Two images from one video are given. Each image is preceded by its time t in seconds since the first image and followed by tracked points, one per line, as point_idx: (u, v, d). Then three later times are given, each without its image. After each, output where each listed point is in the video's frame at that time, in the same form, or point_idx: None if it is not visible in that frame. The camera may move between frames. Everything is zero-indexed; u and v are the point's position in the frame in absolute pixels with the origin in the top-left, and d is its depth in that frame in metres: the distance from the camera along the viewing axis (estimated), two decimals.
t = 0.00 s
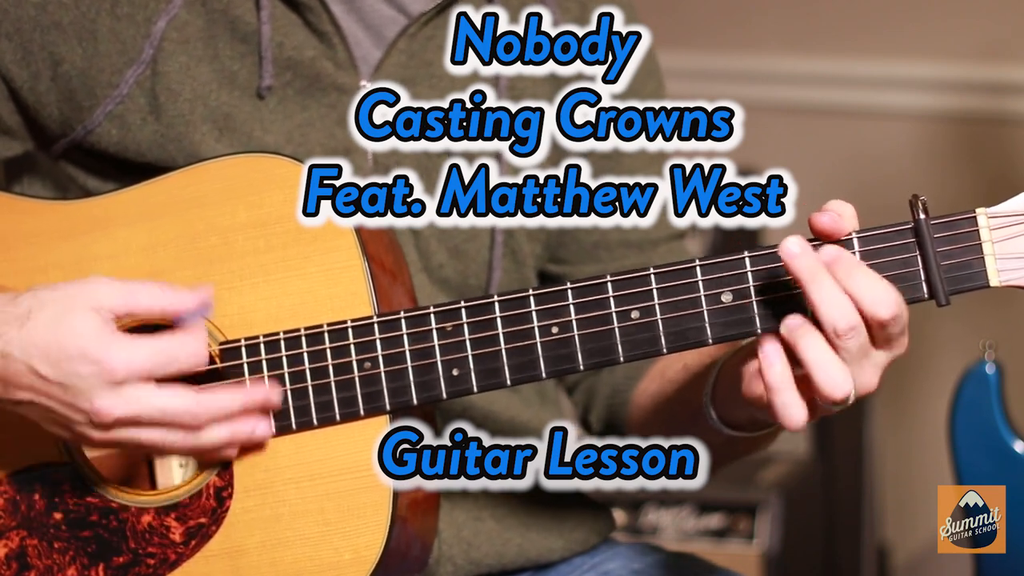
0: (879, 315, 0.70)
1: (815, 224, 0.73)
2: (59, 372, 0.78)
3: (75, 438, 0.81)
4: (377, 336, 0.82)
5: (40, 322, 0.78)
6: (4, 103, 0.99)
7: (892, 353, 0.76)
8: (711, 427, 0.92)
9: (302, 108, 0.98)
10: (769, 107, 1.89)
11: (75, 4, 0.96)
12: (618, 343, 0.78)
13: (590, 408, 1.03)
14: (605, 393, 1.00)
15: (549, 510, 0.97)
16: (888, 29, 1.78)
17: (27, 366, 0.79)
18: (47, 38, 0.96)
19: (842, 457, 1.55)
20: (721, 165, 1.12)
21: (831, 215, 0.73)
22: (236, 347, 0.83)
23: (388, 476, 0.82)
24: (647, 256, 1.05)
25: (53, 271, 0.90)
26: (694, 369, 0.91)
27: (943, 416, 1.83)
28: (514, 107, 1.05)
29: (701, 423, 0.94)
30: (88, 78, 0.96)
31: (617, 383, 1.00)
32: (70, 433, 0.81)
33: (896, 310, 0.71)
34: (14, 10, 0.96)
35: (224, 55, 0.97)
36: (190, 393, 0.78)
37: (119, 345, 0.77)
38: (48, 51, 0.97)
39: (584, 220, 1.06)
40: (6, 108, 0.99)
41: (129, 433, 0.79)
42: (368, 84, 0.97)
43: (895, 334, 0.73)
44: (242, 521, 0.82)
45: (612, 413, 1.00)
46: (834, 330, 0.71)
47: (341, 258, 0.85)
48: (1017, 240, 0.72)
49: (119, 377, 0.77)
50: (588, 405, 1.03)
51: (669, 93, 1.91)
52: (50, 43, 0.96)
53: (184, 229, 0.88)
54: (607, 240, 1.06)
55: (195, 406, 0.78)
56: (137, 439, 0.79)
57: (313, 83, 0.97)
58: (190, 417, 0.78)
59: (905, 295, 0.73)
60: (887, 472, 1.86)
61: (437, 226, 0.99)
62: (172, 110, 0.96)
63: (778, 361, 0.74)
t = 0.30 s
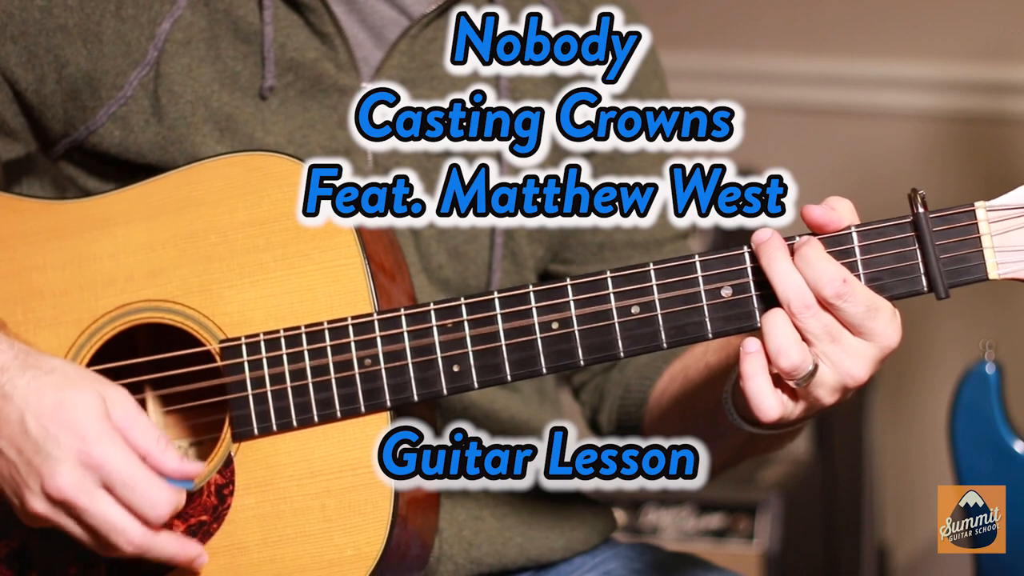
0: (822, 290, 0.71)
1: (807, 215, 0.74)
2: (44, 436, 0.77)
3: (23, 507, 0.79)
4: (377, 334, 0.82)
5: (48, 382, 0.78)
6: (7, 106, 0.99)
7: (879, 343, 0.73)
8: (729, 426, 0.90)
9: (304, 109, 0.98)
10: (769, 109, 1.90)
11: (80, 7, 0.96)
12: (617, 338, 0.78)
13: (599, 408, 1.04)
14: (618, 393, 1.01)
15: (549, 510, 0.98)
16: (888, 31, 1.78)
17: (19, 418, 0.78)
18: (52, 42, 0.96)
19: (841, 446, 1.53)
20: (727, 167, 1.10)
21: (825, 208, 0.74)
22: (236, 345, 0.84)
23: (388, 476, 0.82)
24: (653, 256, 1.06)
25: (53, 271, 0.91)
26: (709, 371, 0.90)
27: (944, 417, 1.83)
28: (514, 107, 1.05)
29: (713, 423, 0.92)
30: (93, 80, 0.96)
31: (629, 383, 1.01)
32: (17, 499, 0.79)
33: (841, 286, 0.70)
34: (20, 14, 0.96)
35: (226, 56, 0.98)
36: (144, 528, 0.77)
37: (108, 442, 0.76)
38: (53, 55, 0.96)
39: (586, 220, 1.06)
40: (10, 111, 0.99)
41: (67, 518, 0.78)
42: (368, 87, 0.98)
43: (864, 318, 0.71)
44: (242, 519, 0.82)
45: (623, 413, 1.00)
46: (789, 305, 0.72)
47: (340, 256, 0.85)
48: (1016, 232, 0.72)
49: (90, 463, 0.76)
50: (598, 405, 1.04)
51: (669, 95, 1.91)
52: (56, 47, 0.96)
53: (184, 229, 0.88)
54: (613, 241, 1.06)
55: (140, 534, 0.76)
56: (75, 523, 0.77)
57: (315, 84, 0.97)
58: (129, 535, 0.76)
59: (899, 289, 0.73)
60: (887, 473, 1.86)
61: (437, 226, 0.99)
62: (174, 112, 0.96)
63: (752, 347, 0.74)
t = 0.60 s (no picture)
0: (820, 291, 0.71)
1: (804, 216, 0.74)
2: (41, 448, 0.77)
3: (12, 518, 0.79)
4: (376, 335, 0.82)
5: (47, 397, 0.78)
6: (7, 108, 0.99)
7: (876, 344, 0.73)
8: (727, 427, 0.90)
9: (303, 111, 0.98)
10: (769, 109, 1.89)
11: (78, 9, 0.96)
12: (615, 339, 0.78)
13: (593, 410, 1.04)
14: (611, 395, 1.01)
15: (548, 510, 0.98)
16: (888, 31, 1.78)
17: (14, 430, 0.78)
18: (51, 44, 0.96)
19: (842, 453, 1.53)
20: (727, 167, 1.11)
21: (822, 209, 0.74)
22: (234, 346, 0.84)
23: (387, 476, 0.82)
24: (648, 257, 1.06)
25: (52, 272, 0.91)
26: (707, 373, 0.90)
27: (944, 416, 1.83)
28: (514, 107, 1.05)
29: (713, 421, 0.92)
30: (92, 82, 0.96)
31: (624, 386, 1.01)
32: (7, 510, 0.79)
33: (839, 288, 0.70)
34: (19, 15, 0.96)
35: (225, 58, 0.98)
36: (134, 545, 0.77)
37: (104, 459, 0.76)
38: (52, 57, 0.96)
39: (584, 221, 1.06)
40: (9, 113, 0.99)
41: (57, 532, 0.77)
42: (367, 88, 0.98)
43: (861, 320, 0.72)
44: (241, 520, 0.82)
45: (617, 415, 1.00)
46: (787, 306, 0.72)
47: (339, 258, 0.85)
48: (1015, 232, 0.72)
49: (87, 478, 0.76)
50: (592, 407, 1.04)
51: (669, 94, 1.91)
52: (55, 49, 0.96)
53: (183, 231, 0.88)
54: (609, 242, 1.06)
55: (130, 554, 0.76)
56: (66, 538, 0.77)
57: (313, 86, 0.97)
58: (118, 553, 0.76)
59: (896, 290, 0.73)
60: (887, 473, 1.86)
61: (437, 227, 0.99)
62: (173, 114, 0.96)
63: (749, 345, 0.74)
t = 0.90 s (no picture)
0: (822, 295, 0.71)
1: (808, 221, 0.74)
2: (59, 399, 0.78)
3: (48, 474, 0.80)
4: (377, 336, 0.82)
5: (54, 345, 0.79)
6: (4, 107, 0.99)
7: (877, 347, 0.73)
8: (728, 429, 0.90)
9: (301, 111, 0.98)
10: (769, 108, 1.89)
11: (75, 8, 0.96)
12: (616, 342, 0.78)
13: (593, 411, 1.04)
14: (611, 396, 1.01)
15: (548, 510, 0.98)
16: (888, 30, 1.78)
17: (31, 385, 0.79)
18: (48, 42, 0.96)
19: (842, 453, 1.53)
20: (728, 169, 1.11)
21: (825, 213, 0.74)
22: (235, 347, 0.84)
23: (388, 477, 0.82)
24: (648, 258, 1.05)
25: (52, 272, 0.91)
26: (710, 373, 0.89)
27: (944, 416, 1.83)
28: (514, 108, 1.05)
29: (713, 424, 0.92)
30: (90, 81, 0.96)
31: (624, 387, 1.01)
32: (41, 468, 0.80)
33: (840, 292, 0.70)
34: (16, 13, 0.96)
35: (223, 58, 0.98)
36: (172, 478, 0.77)
37: (122, 395, 0.77)
38: (49, 55, 0.96)
39: (584, 221, 1.06)
40: (6, 110, 0.99)
41: (92, 481, 0.78)
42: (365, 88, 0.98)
43: (862, 323, 0.71)
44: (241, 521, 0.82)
45: (617, 416, 1.00)
46: (788, 309, 0.72)
47: (340, 258, 0.85)
48: (1015, 239, 0.72)
49: (110, 419, 0.77)
50: (592, 408, 1.04)
51: (669, 93, 1.91)
52: (51, 47, 0.96)
53: (183, 231, 0.88)
54: (610, 243, 1.06)
55: (168, 489, 0.77)
56: (102, 486, 0.78)
57: (311, 86, 0.97)
58: (159, 489, 0.76)
59: (898, 294, 0.73)
60: (887, 472, 1.86)
61: (437, 227, 0.99)
62: (173, 113, 0.96)
63: (751, 348, 0.74)
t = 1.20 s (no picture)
0: (821, 292, 0.71)
1: (806, 216, 0.73)
2: (63, 360, 0.76)
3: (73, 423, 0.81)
4: (377, 333, 0.82)
5: (45, 303, 0.76)
6: (3, 101, 0.99)
7: (877, 345, 0.73)
8: (728, 428, 0.90)
9: (299, 108, 0.98)
10: (769, 108, 1.89)
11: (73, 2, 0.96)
12: (617, 338, 0.78)
13: (593, 411, 1.03)
14: (611, 395, 1.01)
15: (548, 508, 0.98)
16: (888, 30, 1.78)
17: (30, 351, 0.77)
18: (45, 35, 0.96)
19: (842, 447, 1.53)
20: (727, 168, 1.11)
21: (825, 210, 0.74)
22: (235, 343, 0.83)
23: (388, 475, 0.82)
24: (648, 257, 1.06)
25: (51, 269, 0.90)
26: (710, 370, 0.89)
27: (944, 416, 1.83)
28: (514, 107, 1.05)
29: (713, 425, 0.92)
30: (84, 73, 0.96)
31: (624, 387, 1.01)
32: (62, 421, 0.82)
33: (840, 289, 0.70)
34: (12, 6, 0.96)
35: (222, 55, 0.97)
36: (197, 390, 0.76)
37: (124, 330, 0.75)
38: (45, 48, 0.96)
39: (584, 220, 1.06)
40: (4, 105, 0.99)
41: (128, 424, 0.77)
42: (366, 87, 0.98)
43: (862, 321, 0.71)
44: (241, 517, 0.82)
45: (618, 414, 1.00)
46: (788, 306, 0.72)
47: (341, 254, 0.85)
48: (1014, 238, 0.72)
49: (119, 363, 0.75)
50: (592, 408, 1.04)
51: (669, 93, 1.91)
52: (48, 41, 0.96)
53: (183, 228, 0.88)
54: (610, 242, 1.06)
55: (199, 396, 0.76)
56: (136, 424, 0.77)
57: (310, 84, 0.98)
58: (185, 402, 0.76)
59: (899, 291, 0.73)
60: (887, 472, 1.86)
61: (437, 226, 0.99)
62: (173, 108, 0.96)
63: (751, 345, 0.74)
